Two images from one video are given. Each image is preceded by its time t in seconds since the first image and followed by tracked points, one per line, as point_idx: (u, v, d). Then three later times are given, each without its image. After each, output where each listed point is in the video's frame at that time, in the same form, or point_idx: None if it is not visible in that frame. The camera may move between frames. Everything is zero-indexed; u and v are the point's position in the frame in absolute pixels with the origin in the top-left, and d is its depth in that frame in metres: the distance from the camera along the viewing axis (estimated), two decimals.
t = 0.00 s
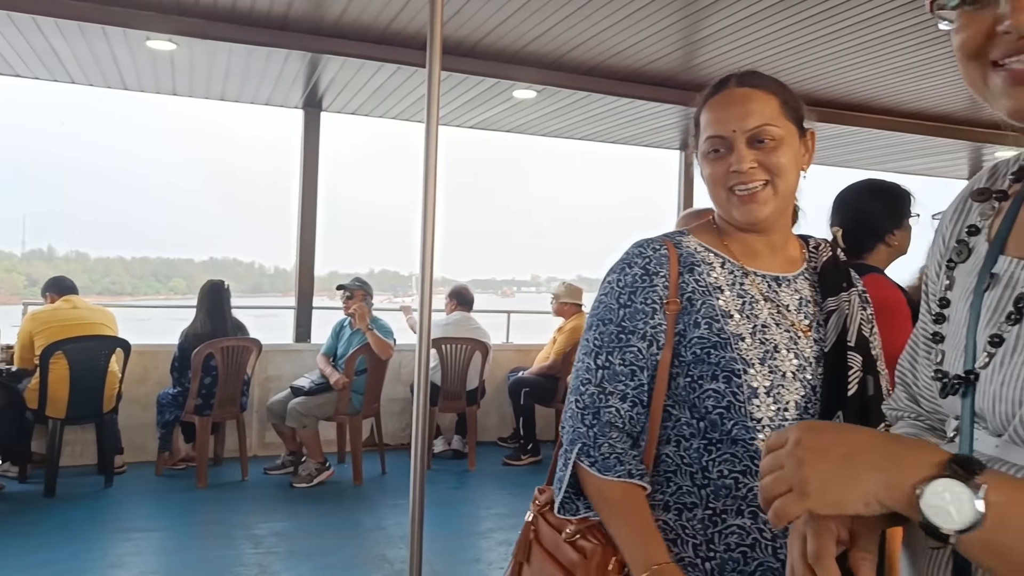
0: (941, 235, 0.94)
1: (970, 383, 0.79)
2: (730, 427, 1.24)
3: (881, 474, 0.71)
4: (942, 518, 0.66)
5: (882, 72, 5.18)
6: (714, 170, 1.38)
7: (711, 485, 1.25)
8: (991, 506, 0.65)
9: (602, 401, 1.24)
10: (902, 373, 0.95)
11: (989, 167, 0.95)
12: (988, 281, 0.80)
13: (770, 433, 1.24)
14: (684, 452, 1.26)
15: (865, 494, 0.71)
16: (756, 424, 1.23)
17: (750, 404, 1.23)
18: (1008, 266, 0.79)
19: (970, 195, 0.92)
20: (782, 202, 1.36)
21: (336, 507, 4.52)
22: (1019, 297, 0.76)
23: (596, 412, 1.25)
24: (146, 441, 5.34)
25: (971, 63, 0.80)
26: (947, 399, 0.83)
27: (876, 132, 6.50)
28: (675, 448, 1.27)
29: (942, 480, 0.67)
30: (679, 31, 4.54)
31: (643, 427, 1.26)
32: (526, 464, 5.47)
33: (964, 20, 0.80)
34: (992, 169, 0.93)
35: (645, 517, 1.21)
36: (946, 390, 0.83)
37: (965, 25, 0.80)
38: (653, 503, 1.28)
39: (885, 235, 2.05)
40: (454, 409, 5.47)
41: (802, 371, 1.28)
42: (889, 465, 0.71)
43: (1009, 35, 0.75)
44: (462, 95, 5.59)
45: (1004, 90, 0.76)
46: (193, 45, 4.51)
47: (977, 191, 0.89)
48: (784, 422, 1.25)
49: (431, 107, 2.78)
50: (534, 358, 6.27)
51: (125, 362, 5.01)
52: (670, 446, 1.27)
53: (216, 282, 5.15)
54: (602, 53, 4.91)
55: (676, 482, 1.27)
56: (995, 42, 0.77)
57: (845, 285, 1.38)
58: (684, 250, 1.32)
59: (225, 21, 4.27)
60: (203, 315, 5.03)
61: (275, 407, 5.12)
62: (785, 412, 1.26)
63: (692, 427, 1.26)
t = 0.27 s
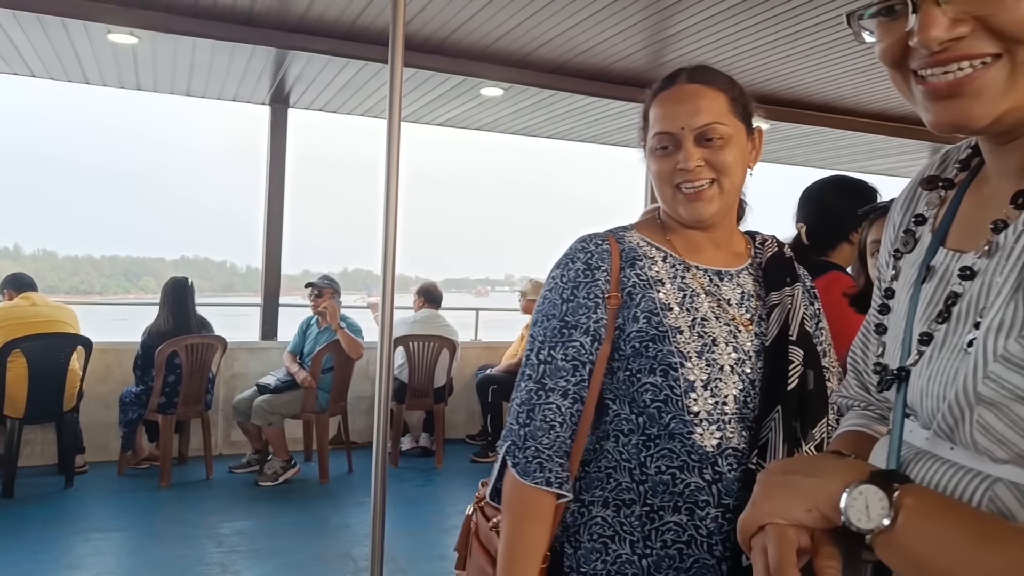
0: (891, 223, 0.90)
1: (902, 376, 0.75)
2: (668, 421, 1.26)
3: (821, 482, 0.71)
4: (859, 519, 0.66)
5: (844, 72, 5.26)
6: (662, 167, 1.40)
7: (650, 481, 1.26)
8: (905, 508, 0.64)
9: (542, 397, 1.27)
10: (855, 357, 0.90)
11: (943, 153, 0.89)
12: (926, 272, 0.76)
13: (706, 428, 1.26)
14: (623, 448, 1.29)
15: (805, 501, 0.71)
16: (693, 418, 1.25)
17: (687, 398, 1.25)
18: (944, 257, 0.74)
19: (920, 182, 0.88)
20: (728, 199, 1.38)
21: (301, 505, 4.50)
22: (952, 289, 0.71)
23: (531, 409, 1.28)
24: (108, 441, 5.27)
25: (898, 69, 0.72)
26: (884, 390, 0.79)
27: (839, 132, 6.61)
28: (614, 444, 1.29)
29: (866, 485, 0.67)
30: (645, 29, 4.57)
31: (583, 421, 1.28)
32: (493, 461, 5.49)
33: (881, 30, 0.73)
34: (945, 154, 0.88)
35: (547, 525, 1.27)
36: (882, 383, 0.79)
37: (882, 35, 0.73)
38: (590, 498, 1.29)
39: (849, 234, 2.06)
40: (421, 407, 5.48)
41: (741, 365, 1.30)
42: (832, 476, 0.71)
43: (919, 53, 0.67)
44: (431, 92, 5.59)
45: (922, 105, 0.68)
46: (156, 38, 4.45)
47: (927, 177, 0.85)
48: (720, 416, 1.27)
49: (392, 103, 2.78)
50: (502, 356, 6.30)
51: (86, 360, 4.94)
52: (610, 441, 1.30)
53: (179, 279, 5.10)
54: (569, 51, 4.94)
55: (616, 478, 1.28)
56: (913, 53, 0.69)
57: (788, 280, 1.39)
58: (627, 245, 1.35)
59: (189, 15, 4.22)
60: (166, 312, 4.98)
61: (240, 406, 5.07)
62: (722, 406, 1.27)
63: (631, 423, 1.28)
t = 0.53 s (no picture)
0: (857, 207, 0.91)
1: (853, 362, 0.73)
2: (625, 415, 1.28)
3: (771, 476, 0.72)
4: (802, 513, 0.67)
5: (818, 71, 5.32)
6: (626, 158, 1.42)
7: (609, 474, 1.28)
8: (846, 502, 0.65)
9: (499, 394, 1.29)
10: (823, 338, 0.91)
11: (908, 137, 0.90)
12: (880, 258, 0.76)
13: (663, 421, 1.28)
14: (582, 442, 1.31)
15: (755, 495, 0.72)
16: (648, 412, 1.28)
17: (641, 392, 1.28)
18: (897, 243, 0.74)
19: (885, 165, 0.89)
20: (691, 192, 1.40)
21: (278, 502, 4.49)
22: (899, 278, 0.70)
23: (487, 407, 1.30)
24: (83, 439, 5.23)
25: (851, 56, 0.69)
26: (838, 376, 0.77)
27: (815, 131, 6.68)
28: (574, 438, 1.31)
29: (810, 481, 0.68)
30: (623, 27, 4.59)
31: (539, 416, 1.31)
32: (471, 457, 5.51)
33: (834, 20, 0.71)
34: (908, 139, 0.89)
35: (506, 524, 1.28)
36: (836, 369, 0.77)
37: (834, 23, 0.71)
38: (551, 493, 1.31)
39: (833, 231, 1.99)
40: (400, 404, 5.49)
41: (697, 359, 1.32)
42: (781, 470, 0.72)
43: (869, 44, 0.64)
44: (409, 88, 5.59)
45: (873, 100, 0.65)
46: (131, 33, 4.43)
47: (889, 160, 0.86)
48: (677, 410, 1.29)
49: (367, 98, 2.78)
50: (481, 353, 6.32)
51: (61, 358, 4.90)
52: (571, 436, 1.32)
53: (155, 275, 5.07)
54: (546, 48, 4.96)
55: (576, 472, 1.30)
56: (863, 44, 0.66)
57: (749, 273, 1.40)
58: (585, 241, 1.37)
59: (166, 10, 4.20)
60: (142, 308, 4.96)
61: (216, 403, 5.06)
62: (678, 400, 1.30)
63: (590, 417, 1.30)
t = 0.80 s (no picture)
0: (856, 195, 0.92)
1: (845, 349, 0.74)
2: (615, 409, 1.29)
3: (757, 464, 0.73)
4: (789, 501, 0.68)
5: (807, 71, 5.35)
6: (616, 151, 1.43)
7: (599, 467, 1.29)
8: (830, 489, 0.65)
9: (490, 387, 1.29)
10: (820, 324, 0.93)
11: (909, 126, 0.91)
12: (874, 246, 0.77)
13: (653, 416, 1.29)
14: (573, 435, 1.31)
15: (742, 483, 0.73)
16: (639, 407, 1.29)
17: (633, 387, 1.29)
18: (891, 231, 0.75)
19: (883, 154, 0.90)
20: (682, 184, 1.41)
21: (268, 499, 4.49)
22: (891, 267, 0.70)
23: (479, 402, 1.29)
24: (71, 437, 5.21)
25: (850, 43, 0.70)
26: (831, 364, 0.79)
27: (804, 130, 6.71)
28: (565, 431, 1.32)
29: (796, 469, 0.69)
30: (613, 25, 4.60)
31: (530, 409, 1.31)
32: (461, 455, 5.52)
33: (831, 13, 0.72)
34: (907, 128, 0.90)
35: (494, 518, 1.27)
36: (830, 356, 0.78)
37: (831, 13, 0.72)
38: (540, 485, 1.31)
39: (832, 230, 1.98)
40: (390, 402, 5.49)
41: (688, 354, 1.34)
42: (767, 457, 0.73)
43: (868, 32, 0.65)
44: (399, 86, 5.59)
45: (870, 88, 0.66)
46: (120, 29, 4.41)
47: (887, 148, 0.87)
48: (667, 404, 1.30)
49: (356, 94, 2.78)
50: (471, 351, 6.33)
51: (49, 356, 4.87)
52: (561, 429, 1.32)
53: (144, 273, 5.06)
54: (537, 46, 4.97)
55: (565, 465, 1.30)
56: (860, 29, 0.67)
57: (739, 266, 1.41)
58: (576, 233, 1.37)
59: (155, 6, 4.18)
60: (130, 307, 4.92)
61: (205, 401, 5.05)
62: (668, 395, 1.31)
63: (581, 410, 1.31)
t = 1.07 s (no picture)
0: (844, 195, 0.93)
1: (841, 350, 0.75)
2: (613, 410, 1.30)
3: (751, 440, 0.76)
4: (780, 474, 0.69)
5: (798, 73, 5.37)
6: (615, 149, 1.43)
7: (596, 467, 1.29)
8: (822, 463, 0.65)
9: (487, 389, 1.30)
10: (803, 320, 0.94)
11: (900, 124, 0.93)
12: (869, 245, 0.78)
13: (651, 417, 1.30)
14: (570, 436, 1.32)
15: (736, 458, 0.76)
16: (637, 408, 1.29)
17: (630, 388, 1.29)
18: (886, 230, 0.77)
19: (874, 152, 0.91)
20: (680, 184, 1.42)
21: (259, 500, 4.48)
22: (886, 266, 0.72)
23: (476, 403, 1.30)
24: (61, 438, 5.18)
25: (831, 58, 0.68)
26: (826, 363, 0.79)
27: (795, 132, 6.74)
28: (562, 432, 1.32)
29: (788, 442, 0.70)
30: (605, 27, 4.61)
31: (527, 410, 1.32)
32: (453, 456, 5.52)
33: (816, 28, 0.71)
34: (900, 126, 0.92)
35: (492, 519, 1.29)
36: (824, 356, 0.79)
37: (814, 32, 0.71)
38: (538, 486, 1.32)
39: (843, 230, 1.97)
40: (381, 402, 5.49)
41: (685, 354, 1.34)
42: (761, 434, 0.76)
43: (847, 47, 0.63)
44: (391, 87, 5.59)
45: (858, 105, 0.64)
46: (110, 28, 4.40)
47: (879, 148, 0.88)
48: (664, 405, 1.31)
49: (349, 96, 2.79)
50: (462, 352, 6.33)
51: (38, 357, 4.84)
52: (558, 429, 1.33)
53: (135, 274, 5.04)
54: (529, 48, 4.97)
55: (563, 466, 1.31)
56: (842, 50, 0.64)
57: (735, 266, 1.42)
58: (573, 234, 1.38)
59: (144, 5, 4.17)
60: (121, 309, 4.92)
61: (197, 402, 5.04)
62: (666, 396, 1.31)
63: (578, 411, 1.32)
